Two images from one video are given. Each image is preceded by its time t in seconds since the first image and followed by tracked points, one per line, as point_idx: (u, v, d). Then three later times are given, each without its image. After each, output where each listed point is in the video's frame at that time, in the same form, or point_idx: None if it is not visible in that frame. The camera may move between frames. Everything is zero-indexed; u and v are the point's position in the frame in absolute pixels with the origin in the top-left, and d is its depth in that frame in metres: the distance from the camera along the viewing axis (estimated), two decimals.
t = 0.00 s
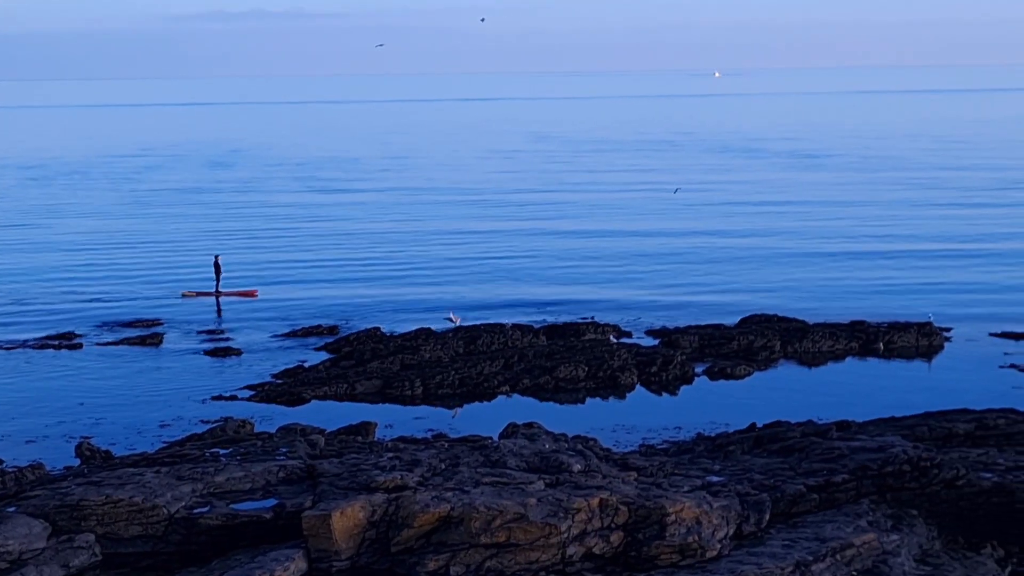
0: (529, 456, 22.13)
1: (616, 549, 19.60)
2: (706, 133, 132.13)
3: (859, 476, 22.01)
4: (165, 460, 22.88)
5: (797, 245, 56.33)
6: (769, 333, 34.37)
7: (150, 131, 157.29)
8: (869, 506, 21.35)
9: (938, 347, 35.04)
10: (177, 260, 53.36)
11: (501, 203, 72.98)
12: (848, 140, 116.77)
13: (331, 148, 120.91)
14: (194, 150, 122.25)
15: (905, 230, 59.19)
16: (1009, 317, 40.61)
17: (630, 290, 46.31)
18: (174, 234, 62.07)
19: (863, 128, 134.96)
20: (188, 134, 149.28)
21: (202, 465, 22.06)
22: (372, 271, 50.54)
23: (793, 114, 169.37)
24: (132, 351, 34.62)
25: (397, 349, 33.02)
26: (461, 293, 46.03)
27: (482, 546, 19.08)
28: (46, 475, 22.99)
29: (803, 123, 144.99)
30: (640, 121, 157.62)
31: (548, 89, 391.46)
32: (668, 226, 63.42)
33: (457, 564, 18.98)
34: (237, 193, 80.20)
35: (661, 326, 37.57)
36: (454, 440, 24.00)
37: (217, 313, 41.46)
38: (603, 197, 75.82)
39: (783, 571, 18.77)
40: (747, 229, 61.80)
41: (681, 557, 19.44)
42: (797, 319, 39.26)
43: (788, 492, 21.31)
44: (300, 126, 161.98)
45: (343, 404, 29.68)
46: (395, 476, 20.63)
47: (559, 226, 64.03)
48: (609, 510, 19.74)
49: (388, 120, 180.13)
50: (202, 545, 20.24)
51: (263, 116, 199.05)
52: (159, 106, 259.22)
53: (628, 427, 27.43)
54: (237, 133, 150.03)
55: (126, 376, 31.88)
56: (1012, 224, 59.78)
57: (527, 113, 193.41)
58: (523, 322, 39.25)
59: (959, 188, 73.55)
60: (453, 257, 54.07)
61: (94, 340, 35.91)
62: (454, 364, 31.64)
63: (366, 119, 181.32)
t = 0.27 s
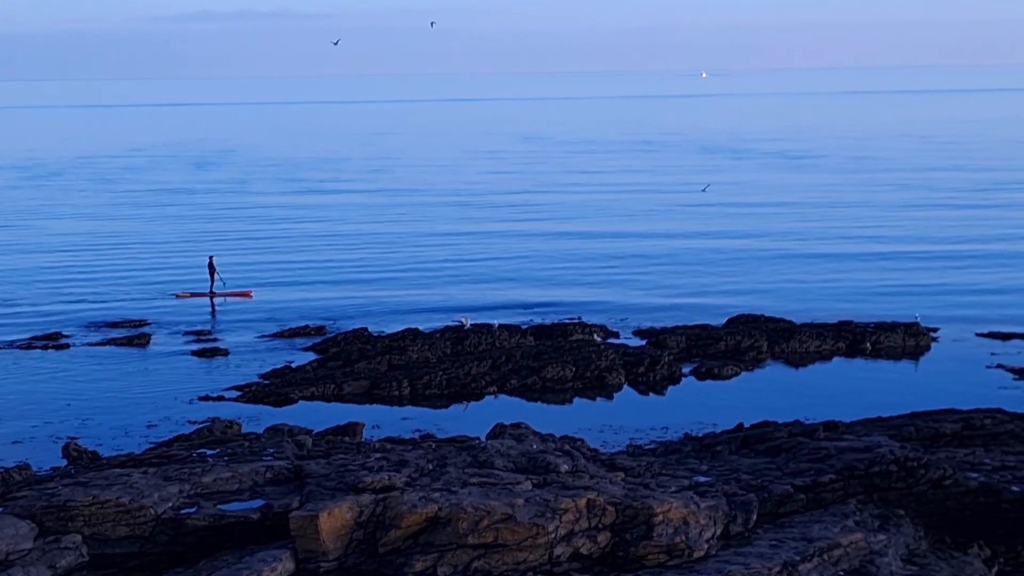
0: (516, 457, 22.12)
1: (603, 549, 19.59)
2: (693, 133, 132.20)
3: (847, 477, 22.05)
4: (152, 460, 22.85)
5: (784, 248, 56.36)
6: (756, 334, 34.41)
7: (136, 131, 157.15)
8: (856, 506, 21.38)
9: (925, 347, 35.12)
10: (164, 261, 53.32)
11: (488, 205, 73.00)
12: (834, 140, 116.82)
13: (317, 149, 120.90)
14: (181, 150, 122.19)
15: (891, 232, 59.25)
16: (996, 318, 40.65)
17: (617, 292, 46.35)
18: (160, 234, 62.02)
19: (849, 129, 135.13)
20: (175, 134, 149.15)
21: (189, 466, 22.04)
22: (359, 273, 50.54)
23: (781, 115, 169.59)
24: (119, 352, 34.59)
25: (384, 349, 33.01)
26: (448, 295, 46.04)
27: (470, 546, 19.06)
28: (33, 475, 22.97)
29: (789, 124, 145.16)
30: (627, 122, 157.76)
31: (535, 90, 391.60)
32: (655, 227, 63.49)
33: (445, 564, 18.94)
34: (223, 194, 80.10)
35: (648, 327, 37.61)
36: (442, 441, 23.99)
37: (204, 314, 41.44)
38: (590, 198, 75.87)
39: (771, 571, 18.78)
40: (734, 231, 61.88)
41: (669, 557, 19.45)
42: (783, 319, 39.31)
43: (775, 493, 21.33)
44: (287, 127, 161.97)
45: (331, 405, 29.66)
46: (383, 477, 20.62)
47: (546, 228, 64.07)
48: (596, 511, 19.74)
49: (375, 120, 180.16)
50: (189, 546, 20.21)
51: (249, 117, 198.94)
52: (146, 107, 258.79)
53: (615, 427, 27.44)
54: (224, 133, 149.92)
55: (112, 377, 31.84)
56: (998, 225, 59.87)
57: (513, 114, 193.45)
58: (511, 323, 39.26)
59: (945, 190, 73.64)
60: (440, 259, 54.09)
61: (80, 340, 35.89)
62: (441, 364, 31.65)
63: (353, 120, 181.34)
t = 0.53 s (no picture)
0: (509, 458, 22.11)
1: (597, 550, 19.58)
2: (686, 134, 132.33)
3: (840, 477, 22.06)
4: (145, 461, 22.84)
5: (778, 249, 56.41)
6: (749, 335, 34.43)
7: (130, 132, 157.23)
8: (849, 507, 21.38)
9: (918, 347, 35.17)
10: (158, 262, 53.32)
11: (482, 206, 73.05)
12: (829, 141, 116.98)
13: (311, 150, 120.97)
14: (174, 150, 122.26)
15: (885, 234, 59.31)
16: (989, 320, 40.71)
17: (611, 294, 46.37)
18: (154, 235, 62.02)
19: (842, 129, 135.27)
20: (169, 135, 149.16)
21: (182, 467, 22.03)
22: (353, 274, 50.55)
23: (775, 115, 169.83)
24: (112, 353, 34.59)
25: (378, 350, 33.02)
26: (442, 296, 46.05)
27: (463, 547, 19.03)
28: (26, 476, 22.96)
29: (782, 125, 145.34)
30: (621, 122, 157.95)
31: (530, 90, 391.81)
32: (648, 229, 63.55)
33: (438, 565, 18.91)
34: (217, 195, 80.12)
35: (641, 328, 37.62)
36: (435, 442, 24.00)
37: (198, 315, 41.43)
38: (583, 200, 75.91)
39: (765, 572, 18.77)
40: (728, 232, 61.94)
41: (663, 558, 19.46)
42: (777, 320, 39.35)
43: (769, 493, 21.33)
44: (282, 128, 162.09)
45: (324, 406, 29.67)
46: (376, 477, 20.60)
47: (540, 229, 64.11)
48: (589, 512, 19.73)
49: (370, 120, 180.32)
50: (182, 547, 20.19)
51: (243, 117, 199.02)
52: (141, 107, 258.66)
53: (609, 428, 27.44)
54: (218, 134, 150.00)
55: (105, 378, 31.83)
56: (991, 227, 59.91)
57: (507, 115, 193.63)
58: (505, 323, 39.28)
59: (938, 191, 73.74)
60: (434, 261, 54.12)
61: (73, 341, 35.89)
62: (435, 365, 31.66)
63: (348, 120, 181.49)
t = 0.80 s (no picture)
0: (495, 458, 22.12)
1: (583, 551, 19.58)
2: (671, 135, 132.50)
3: (826, 477, 22.06)
4: (131, 463, 22.81)
5: (764, 252, 56.45)
6: (735, 335, 34.46)
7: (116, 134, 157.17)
8: (835, 507, 21.40)
9: (904, 348, 35.22)
10: (144, 264, 53.28)
11: (468, 208, 73.11)
12: (816, 142, 117.10)
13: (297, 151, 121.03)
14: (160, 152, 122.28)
15: (869, 236, 59.38)
16: (973, 322, 40.77)
17: (597, 296, 46.39)
18: (139, 237, 62.01)
19: (828, 130, 135.49)
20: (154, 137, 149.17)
21: (167, 468, 21.99)
22: (339, 276, 50.55)
23: (761, 116, 170.14)
24: (97, 354, 34.56)
25: (364, 351, 33.00)
26: (428, 298, 46.05)
27: (450, 548, 19.02)
28: (11, 478, 22.92)
29: (767, 125, 145.61)
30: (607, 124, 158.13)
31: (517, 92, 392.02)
32: (633, 231, 63.64)
33: (424, 567, 18.90)
34: (203, 197, 80.11)
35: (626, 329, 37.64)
36: (422, 443, 23.99)
37: (183, 317, 41.41)
38: (569, 201, 76.00)
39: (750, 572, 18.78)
40: (713, 234, 62.03)
41: (648, 559, 19.49)
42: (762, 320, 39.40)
43: (754, 494, 21.34)
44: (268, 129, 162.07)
45: (310, 407, 29.65)
46: (362, 479, 20.57)
47: (526, 231, 64.15)
48: (575, 512, 19.71)
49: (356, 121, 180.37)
50: (168, 549, 20.15)
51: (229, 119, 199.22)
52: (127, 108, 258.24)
53: (594, 429, 27.45)
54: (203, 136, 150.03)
55: (90, 380, 31.79)
56: (976, 229, 60.03)
57: (494, 116, 193.78)
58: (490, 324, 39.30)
59: (923, 192, 73.91)
60: (419, 263, 54.15)
61: (59, 343, 35.86)
62: (421, 366, 31.65)
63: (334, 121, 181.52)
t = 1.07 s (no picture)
0: (479, 460, 22.03)
1: (567, 553, 19.51)
2: (656, 136, 132.48)
3: (810, 478, 22.02)
4: (114, 465, 22.70)
5: (748, 254, 56.41)
6: (719, 336, 34.43)
7: (99, 135, 156.84)
8: (819, 508, 21.36)
9: (888, 349, 35.19)
10: (127, 266, 53.13)
11: (452, 210, 73.03)
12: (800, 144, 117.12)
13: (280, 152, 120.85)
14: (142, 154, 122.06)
15: (853, 238, 59.39)
16: (957, 324, 40.76)
17: (581, 299, 46.35)
18: (122, 239, 61.86)
19: (812, 132, 135.52)
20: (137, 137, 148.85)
21: (150, 471, 21.89)
22: (323, 278, 50.45)
23: (744, 117, 170.14)
24: (80, 355, 34.45)
25: (347, 353, 32.91)
26: (412, 300, 45.98)
27: (433, 550, 18.92)
28: None
29: (751, 127, 145.64)
30: (590, 125, 158.01)
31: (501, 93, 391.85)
32: (617, 233, 63.60)
33: (408, 569, 18.79)
34: (186, 198, 79.94)
35: (609, 330, 37.60)
36: (406, 444, 23.91)
37: (167, 318, 41.30)
38: (553, 203, 75.91)
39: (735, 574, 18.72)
40: (697, 237, 62.00)
41: (633, 560, 19.42)
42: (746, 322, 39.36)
43: (739, 494, 21.28)
44: (252, 131, 161.83)
45: (294, 408, 29.55)
46: (346, 480, 20.48)
47: (510, 233, 64.08)
48: (559, 514, 19.67)
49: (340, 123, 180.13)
50: (151, 551, 20.03)
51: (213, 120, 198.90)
52: (110, 110, 257.76)
53: (578, 430, 27.40)
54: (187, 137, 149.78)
55: (73, 381, 31.68)
56: (959, 231, 60.06)
57: (477, 117, 193.56)
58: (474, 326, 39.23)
59: (906, 194, 73.93)
60: (403, 265, 54.06)
61: (42, 344, 35.75)
62: (405, 368, 31.57)
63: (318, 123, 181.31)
